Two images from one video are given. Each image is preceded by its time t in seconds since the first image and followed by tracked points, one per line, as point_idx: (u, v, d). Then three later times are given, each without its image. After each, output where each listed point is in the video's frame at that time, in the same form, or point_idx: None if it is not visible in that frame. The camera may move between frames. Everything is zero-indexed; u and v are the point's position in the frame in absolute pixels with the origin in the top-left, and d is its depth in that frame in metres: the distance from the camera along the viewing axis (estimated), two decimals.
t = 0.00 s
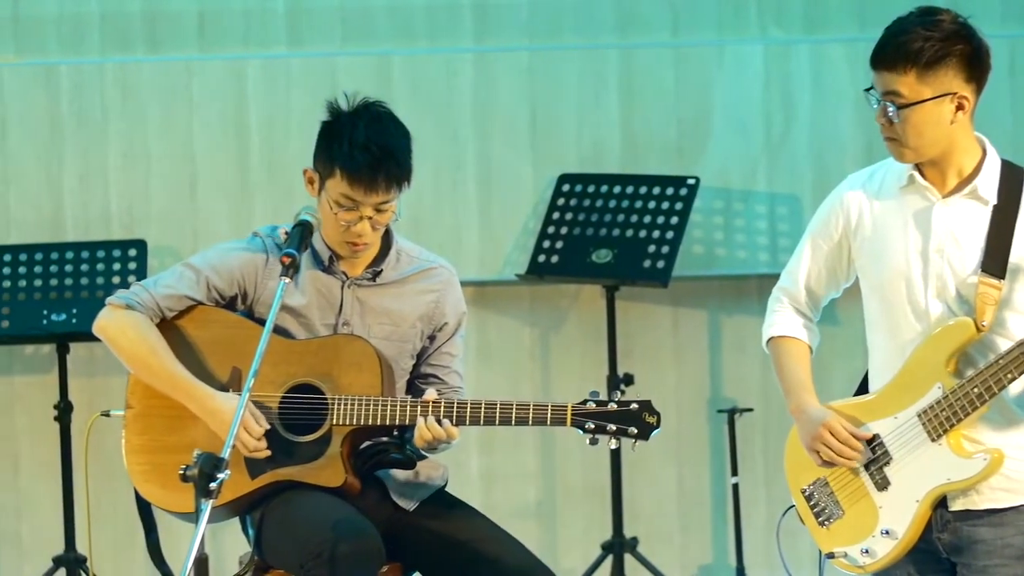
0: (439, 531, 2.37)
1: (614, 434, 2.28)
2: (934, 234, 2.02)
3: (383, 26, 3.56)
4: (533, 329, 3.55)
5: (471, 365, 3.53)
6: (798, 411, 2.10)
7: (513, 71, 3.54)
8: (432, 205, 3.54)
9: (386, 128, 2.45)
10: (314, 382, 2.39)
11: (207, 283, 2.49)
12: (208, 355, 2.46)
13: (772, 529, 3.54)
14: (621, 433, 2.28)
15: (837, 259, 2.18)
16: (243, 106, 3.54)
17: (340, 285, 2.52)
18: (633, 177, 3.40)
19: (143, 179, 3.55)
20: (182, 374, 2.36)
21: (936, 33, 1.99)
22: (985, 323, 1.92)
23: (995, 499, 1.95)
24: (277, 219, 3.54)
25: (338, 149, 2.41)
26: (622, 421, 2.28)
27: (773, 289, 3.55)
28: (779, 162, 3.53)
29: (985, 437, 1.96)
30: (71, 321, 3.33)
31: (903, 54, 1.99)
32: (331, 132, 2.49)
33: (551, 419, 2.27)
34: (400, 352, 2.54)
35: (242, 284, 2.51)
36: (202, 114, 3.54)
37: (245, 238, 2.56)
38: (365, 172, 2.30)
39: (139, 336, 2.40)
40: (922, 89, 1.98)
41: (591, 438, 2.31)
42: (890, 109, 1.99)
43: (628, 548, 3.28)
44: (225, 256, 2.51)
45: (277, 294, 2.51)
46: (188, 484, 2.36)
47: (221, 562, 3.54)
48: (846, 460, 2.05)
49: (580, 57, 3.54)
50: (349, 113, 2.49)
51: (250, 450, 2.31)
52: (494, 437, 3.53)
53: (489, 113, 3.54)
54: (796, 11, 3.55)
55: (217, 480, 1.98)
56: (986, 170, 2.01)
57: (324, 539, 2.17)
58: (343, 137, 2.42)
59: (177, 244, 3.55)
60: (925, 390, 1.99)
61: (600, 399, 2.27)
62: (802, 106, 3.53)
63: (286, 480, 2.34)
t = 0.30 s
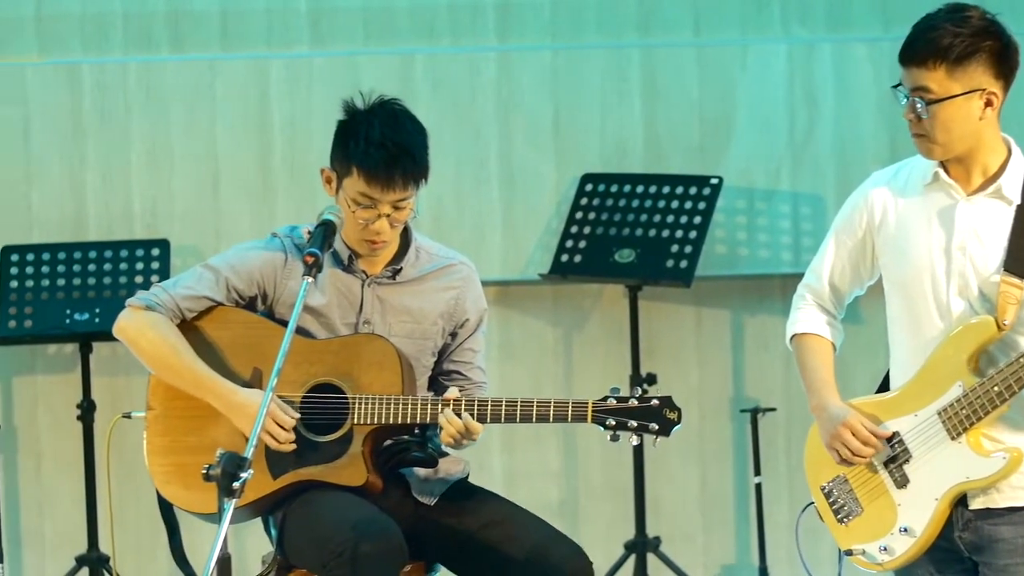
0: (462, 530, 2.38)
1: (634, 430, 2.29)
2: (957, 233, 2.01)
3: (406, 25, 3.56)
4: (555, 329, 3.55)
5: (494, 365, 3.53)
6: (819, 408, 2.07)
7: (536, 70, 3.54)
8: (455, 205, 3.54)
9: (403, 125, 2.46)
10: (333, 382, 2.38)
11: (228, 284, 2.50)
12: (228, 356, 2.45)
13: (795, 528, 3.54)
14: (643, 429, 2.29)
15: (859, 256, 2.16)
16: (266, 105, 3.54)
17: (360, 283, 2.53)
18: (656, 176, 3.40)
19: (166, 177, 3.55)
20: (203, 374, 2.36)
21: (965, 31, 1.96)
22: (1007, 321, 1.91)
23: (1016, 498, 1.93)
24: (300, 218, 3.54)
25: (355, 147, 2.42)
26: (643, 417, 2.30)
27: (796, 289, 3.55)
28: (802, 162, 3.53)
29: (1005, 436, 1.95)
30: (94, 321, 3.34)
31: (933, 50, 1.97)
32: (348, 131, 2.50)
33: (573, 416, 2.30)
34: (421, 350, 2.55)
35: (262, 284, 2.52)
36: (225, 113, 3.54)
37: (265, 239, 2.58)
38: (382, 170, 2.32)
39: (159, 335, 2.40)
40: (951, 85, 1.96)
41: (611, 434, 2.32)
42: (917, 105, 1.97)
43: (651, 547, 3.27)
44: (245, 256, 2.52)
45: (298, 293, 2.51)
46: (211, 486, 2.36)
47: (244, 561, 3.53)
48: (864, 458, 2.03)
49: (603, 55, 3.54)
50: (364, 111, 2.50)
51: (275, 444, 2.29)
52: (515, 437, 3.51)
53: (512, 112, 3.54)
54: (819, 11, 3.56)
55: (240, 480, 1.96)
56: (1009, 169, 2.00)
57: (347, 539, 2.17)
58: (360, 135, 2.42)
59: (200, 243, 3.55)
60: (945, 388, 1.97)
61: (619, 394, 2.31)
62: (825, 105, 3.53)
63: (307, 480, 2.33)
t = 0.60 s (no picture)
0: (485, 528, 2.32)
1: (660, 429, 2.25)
2: (980, 232, 1.98)
3: (430, 24, 3.57)
4: (579, 328, 3.55)
5: (519, 364, 3.54)
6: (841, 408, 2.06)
7: (559, 69, 3.54)
8: (479, 204, 3.54)
9: (428, 123, 2.40)
10: (359, 380, 2.34)
11: (252, 283, 2.46)
12: (253, 355, 2.41)
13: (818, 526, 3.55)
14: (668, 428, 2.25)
15: (883, 255, 2.14)
16: (290, 104, 3.54)
17: (384, 282, 2.49)
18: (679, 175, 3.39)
19: (190, 176, 3.55)
20: (228, 373, 2.32)
21: (982, 31, 1.94)
22: None
23: None
24: (325, 217, 3.55)
25: (379, 144, 2.35)
26: (669, 415, 2.26)
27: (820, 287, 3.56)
28: (826, 161, 3.53)
29: None
30: (118, 319, 3.33)
31: (950, 51, 1.95)
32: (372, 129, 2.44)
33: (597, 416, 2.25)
34: (445, 349, 2.51)
35: (287, 283, 2.49)
36: (249, 112, 3.54)
37: (289, 237, 2.54)
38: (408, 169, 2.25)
39: (184, 334, 2.36)
40: (970, 85, 1.94)
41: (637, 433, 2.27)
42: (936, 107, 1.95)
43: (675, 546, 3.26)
44: (269, 255, 2.49)
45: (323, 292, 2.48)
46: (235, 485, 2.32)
47: (268, 560, 3.53)
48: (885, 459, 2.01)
49: (626, 54, 3.54)
50: (389, 108, 2.44)
51: (297, 443, 2.24)
52: (540, 434, 3.52)
53: (535, 111, 3.54)
54: (842, 10, 3.57)
55: (265, 479, 1.91)
56: None
57: (372, 537, 2.10)
58: (385, 132, 2.36)
59: (224, 242, 3.55)
60: (968, 386, 1.94)
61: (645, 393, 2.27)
62: (848, 104, 3.54)
63: (330, 479, 2.28)
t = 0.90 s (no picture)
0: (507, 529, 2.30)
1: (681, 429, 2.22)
2: (1006, 233, 1.97)
3: (453, 23, 3.57)
4: (601, 327, 3.56)
5: (540, 363, 3.54)
6: (863, 415, 2.05)
7: (581, 68, 3.54)
8: (500, 203, 3.54)
9: (450, 122, 2.39)
10: (381, 379, 2.33)
11: (274, 281, 2.45)
12: (275, 353, 2.40)
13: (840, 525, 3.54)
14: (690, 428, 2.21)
15: (906, 257, 2.12)
16: (312, 102, 3.54)
17: (406, 281, 2.48)
18: (701, 173, 3.39)
19: (212, 175, 3.55)
20: (250, 370, 2.31)
21: (1007, 36, 1.93)
22: None
23: None
24: (347, 215, 3.55)
25: (401, 144, 2.34)
26: (689, 415, 2.22)
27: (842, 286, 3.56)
28: (848, 160, 3.53)
29: None
30: (140, 317, 3.32)
31: (975, 55, 1.94)
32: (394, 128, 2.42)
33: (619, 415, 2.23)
34: (466, 348, 2.49)
35: (309, 281, 2.47)
36: (271, 111, 3.54)
37: (311, 236, 2.53)
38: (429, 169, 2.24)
39: (206, 331, 2.35)
40: (996, 89, 1.93)
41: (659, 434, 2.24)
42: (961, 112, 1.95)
43: (697, 545, 3.26)
44: (291, 253, 2.47)
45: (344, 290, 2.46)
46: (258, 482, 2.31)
47: (290, 559, 3.54)
48: (911, 466, 2.00)
49: (648, 54, 3.55)
50: (412, 108, 2.42)
51: (324, 439, 2.24)
52: (562, 433, 3.52)
53: (557, 110, 3.54)
54: (864, 9, 3.57)
55: (287, 477, 1.91)
56: None
57: (393, 536, 2.07)
58: (406, 132, 2.35)
59: (247, 240, 3.55)
60: (991, 388, 1.93)
61: (667, 393, 2.23)
62: (870, 103, 3.54)
63: (351, 477, 2.29)
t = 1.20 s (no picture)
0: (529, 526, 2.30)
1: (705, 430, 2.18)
2: None
3: (477, 22, 3.57)
4: (625, 326, 3.56)
5: (564, 363, 3.54)
6: (886, 425, 2.03)
7: (605, 67, 3.54)
8: (525, 202, 3.54)
9: (475, 123, 2.37)
10: (405, 379, 2.31)
11: (298, 281, 2.44)
12: (299, 353, 2.39)
13: (865, 524, 3.54)
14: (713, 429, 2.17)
15: (927, 260, 2.13)
16: (336, 101, 3.54)
17: (430, 281, 2.47)
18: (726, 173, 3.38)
19: (236, 174, 3.55)
20: (274, 369, 2.29)
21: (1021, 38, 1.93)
22: None
23: None
24: (370, 215, 3.55)
25: (426, 144, 2.33)
26: (712, 416, 2.18)
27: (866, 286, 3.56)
28: (872, 159, 3.53)
29: None
30: (165, 317, 3.32)
31: (991, 58, 1.95)
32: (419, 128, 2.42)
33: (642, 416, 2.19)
34: (491, 348, 2.47)
35: (333, 281, 2.46)
36: (295, 110, 3.54)
37: (335, 235, 2.51)
38: (452, 169, 2.23)
39: (230, 331, 2.33)
40: (1013, 91, 1.94)
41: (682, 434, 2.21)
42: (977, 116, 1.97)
43: (721, 545, 3.25)
44: (315, 252, 2.45)
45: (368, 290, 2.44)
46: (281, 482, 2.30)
47: (314, 558, 3.54)
48: (935, 472, 2.00)
49: (672, 53, 3.54)
50: (437, 108, 2.41)
51: (346, 438, 2.23)
52: (586, 432, 3.53)
53: (581, 110, 3.54)
54: (888, 8, 3.57)
55: (311, 476, 1.91)
56: None
57: (417, 536, 2.07)
58: (431, 132, 2.34)
59: (271, 240, 3.55)
60: (1016, 388, 1.94)
61: (691, 393, 2.18)
62: (894, 102, 3.53)
63: (376, 476, 2.27)
